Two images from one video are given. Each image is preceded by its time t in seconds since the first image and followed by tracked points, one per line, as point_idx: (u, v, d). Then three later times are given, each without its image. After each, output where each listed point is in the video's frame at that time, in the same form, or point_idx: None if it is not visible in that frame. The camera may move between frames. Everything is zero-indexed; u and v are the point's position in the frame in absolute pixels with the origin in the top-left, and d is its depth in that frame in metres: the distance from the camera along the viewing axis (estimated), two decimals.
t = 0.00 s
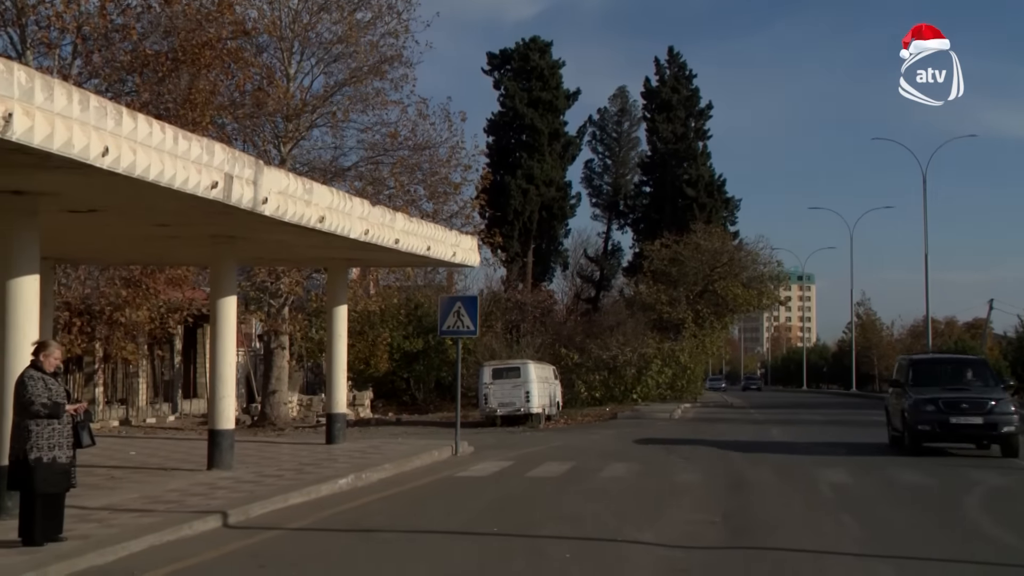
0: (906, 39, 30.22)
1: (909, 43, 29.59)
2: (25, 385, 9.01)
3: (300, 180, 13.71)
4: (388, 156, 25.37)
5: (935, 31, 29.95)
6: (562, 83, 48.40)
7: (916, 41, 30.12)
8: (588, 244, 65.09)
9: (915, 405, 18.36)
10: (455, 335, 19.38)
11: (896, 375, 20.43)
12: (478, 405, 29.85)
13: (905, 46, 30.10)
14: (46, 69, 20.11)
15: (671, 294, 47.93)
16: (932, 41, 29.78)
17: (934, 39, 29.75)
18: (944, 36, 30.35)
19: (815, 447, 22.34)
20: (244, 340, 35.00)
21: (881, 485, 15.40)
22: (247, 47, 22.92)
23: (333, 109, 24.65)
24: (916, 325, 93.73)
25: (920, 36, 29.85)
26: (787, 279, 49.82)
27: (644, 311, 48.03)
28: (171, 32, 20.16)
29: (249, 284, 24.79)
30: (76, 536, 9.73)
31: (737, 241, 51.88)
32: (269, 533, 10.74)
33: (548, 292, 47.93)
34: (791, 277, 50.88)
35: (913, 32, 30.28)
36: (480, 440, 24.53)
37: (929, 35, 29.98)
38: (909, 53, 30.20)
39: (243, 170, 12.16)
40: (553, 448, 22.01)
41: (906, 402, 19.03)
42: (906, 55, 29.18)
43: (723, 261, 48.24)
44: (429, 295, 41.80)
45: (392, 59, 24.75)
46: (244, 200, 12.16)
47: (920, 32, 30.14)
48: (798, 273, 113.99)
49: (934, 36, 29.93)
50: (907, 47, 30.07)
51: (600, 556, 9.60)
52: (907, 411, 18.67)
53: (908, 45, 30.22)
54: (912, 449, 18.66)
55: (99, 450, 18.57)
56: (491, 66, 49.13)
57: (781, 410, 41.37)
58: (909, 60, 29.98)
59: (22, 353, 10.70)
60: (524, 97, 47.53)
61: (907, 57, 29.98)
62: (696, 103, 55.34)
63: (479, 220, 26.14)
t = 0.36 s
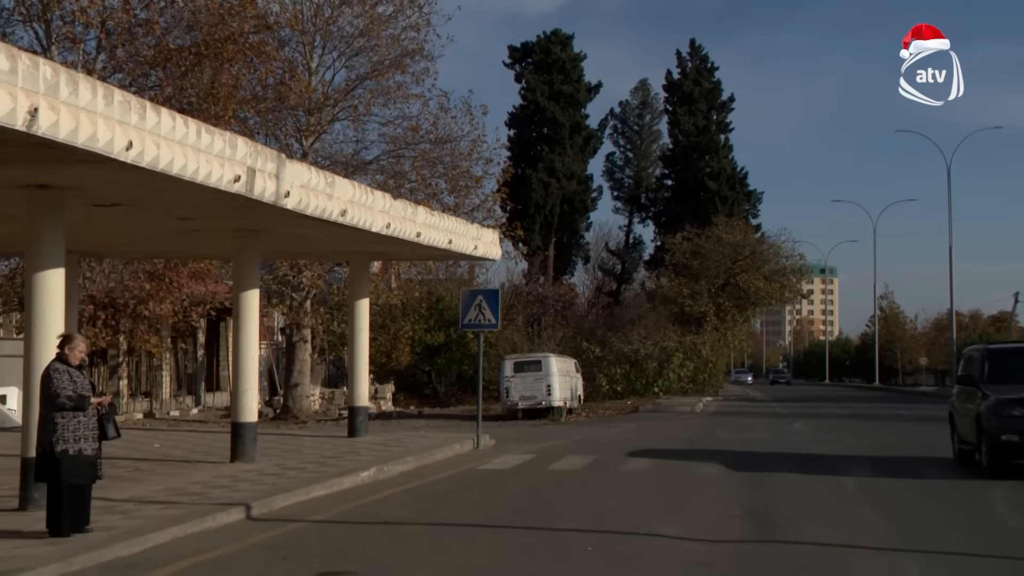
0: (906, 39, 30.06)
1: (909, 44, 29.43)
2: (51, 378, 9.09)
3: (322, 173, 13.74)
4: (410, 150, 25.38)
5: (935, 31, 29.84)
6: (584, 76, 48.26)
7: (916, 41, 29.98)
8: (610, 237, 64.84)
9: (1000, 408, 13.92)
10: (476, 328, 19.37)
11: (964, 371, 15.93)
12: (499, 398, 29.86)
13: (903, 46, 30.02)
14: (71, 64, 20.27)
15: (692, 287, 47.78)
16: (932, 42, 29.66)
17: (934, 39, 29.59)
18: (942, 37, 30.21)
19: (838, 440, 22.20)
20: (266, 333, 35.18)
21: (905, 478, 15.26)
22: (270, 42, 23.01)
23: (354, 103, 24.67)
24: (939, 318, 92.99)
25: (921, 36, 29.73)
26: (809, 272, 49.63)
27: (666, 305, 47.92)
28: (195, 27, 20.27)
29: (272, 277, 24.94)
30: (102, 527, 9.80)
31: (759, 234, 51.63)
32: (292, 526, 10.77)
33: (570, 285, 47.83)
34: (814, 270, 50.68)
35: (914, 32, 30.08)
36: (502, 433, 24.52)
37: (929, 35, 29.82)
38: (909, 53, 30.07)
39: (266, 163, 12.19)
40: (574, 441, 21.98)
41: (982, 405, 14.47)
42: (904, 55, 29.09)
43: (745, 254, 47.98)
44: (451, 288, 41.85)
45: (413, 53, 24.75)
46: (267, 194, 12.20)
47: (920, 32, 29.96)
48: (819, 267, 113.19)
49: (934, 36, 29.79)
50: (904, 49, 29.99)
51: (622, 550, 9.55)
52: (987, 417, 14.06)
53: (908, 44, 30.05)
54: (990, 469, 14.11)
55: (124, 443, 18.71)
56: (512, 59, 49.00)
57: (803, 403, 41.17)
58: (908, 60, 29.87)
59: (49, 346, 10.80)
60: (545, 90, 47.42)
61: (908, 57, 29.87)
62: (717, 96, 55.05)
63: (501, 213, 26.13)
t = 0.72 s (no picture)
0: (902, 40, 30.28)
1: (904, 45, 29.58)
2: (77, 369, 9.16)
3: (344, 165, 13.76)
4: (431, 142, 25.38)
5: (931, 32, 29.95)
6: (605, 67, 48.11)
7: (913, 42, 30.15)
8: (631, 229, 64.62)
9: None
10: (498, 320, 19.37)
11: None
12: (521, 390, 29.87)
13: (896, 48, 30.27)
14: (95, 57, 20.39)
15: (714, 279, 47.57)
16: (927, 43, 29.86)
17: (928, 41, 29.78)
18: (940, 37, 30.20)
19: (861, 432, 22.04)
20: (288, 325, 35.36)
21: (928, 470, 15.16)
22: (292, 34, 23.06)
23: (376, 95, 24.70)
24: (964, 309, 92.17)
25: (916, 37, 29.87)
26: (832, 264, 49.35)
27: (687, 296, 47.71)
28: (217, 19, 20.34)
29: (294, 270, 25.03)
30: (127, 517, 9.88)
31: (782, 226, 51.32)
32: (315, 517, 10.83)
33: (591, 277, 47.73)
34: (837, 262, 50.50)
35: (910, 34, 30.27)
36: (523, 425, 24.52)
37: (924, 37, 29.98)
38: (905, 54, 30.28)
39: (288, 156, 12.22)
40: (596, 433, 21.96)
41: None
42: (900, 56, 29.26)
43: (767, 246, 47.68)
44: (472, 280, 41.90)
45: (434, 45, 24.74)
46: (289, 186, 12.23)
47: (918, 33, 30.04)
48: (842, 258, 112.42)
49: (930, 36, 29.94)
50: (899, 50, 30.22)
51: (645, 542, 9.52)
52: None
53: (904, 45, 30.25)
54: None
55: (149, 434, 18.86)
56: (533, 51, 48.92)
57: (826, 395, 40.93)
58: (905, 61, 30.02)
59: (75, 338, 10.90)
60: (566, 82, 47.31)
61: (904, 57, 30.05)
62: (740, 87, 54.70)
63: (522, 205, 26.10)
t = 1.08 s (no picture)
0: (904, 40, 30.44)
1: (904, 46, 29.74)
2: (105, 362, 9.23)
3: (367, 160, 13.77)
4: (454, 136, 25.39)
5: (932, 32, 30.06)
6: (628, 61, 47.91)
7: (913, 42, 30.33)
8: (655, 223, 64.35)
9: None
10: (520, 314, 19.35)
11: None
12: (544, 384, 29.86)
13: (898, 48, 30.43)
14: (121, 53, 20.53)
15: (738, 273, 47.36)
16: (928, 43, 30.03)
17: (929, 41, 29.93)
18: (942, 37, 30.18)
19: (887, 427, 21.85)
20: (312, 319, 35.55)
21: (954, 465, 15.01)
22: (315, 29, 23.09)
23: (399, 90, 24.72)
24: (991, 303, 91.20)
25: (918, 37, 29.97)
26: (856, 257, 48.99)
27: (711, 290, 47.60)
28: (241, 14, 20.42)
29: (318, 264, 25.12)
30: (153, 509, 9.96)
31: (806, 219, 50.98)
32: (339, 510, 10.87)
33: (614, 271, 47.61)
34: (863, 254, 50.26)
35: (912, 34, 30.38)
36: (546, 419, 24.51)
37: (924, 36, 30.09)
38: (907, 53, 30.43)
39: (312, 150, 12.26)
40: (619, 427, 21.90)
41: None
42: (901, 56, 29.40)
43: (791, 240, 47.29)
44: (495, 274, 41.93)
45: (457, 39, 24.72)
46: (313, 180, 12.25)
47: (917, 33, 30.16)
48: (867, 252, 111.55)
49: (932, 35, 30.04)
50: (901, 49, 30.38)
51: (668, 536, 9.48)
52: None
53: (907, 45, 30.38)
54: None
55: (174, 427, 19.00)
56: (556, 45, 48.81)
57: (851, 390, 40.66)
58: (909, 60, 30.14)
59: (102, 332, 10.99)
60: (589, 75, 47.16)
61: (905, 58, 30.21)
62: (763, 80, 54.37)
63: (545, 199, 26.06)
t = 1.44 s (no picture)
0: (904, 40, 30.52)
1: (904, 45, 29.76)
2: (134, 357, 9.29)
3: (392, 154, 13.78)
4: (479, 131, 25.39)
5: (932, 31, 30.04)
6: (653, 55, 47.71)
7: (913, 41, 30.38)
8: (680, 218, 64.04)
9: None
10: (545, 308, 19.32)
11: None
12: (569, 378, 29.82)
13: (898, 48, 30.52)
14: (149, 49, 20.71)
15: (764, 267, 47.05)
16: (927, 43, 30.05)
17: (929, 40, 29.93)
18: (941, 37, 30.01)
19: (915, 422, 21.62)
20: (337, 314, 35.72)
21: (984, 461, 14.85)
22: (340, 24, 23.09)
23: (424, 84, 24.71)
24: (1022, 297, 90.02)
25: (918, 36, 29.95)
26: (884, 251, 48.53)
27: (736, 285, 47.42)
28: (267, 10, 20.47)
29: (343, 258, 25.21)
30: (181, 503, 10.02)
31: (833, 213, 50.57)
32: (364, 504, 10.89)
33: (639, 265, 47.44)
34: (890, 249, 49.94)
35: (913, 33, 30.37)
36: (571, 413, 24.45)
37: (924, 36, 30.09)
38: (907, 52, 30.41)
39: (337, 145, 12.29)
40: (644, 422, 21.82)
41: None
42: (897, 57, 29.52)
43: (817, 234, 46.89)
44: (519, 269, 41.91)
45: (482, 33, 24.67)
46: (339, 175, 12.28)
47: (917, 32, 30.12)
48: (895, 245, 110.51)
49: (933, 36, 30.06)
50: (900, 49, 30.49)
51: (694, 531, 9.43)
52: None
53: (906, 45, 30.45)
54: None
55: (201, 421, 19.14)
56: (581, 39, 48.67)
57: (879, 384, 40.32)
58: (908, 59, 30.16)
59: (130, 327, 11.09)
60: (614, 70, 47.04)
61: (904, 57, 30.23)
62: (790, 73, 53.98)
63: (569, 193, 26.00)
